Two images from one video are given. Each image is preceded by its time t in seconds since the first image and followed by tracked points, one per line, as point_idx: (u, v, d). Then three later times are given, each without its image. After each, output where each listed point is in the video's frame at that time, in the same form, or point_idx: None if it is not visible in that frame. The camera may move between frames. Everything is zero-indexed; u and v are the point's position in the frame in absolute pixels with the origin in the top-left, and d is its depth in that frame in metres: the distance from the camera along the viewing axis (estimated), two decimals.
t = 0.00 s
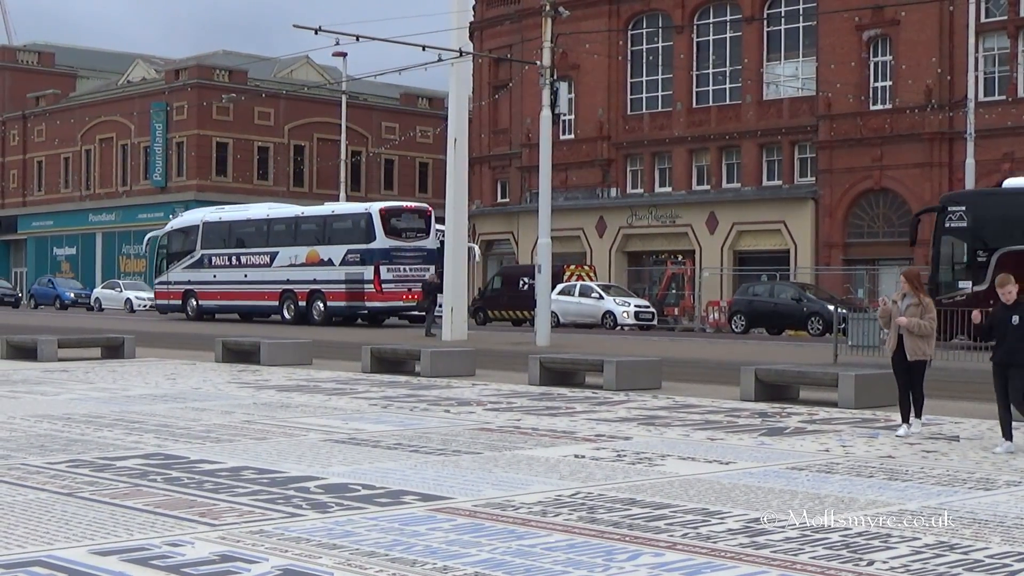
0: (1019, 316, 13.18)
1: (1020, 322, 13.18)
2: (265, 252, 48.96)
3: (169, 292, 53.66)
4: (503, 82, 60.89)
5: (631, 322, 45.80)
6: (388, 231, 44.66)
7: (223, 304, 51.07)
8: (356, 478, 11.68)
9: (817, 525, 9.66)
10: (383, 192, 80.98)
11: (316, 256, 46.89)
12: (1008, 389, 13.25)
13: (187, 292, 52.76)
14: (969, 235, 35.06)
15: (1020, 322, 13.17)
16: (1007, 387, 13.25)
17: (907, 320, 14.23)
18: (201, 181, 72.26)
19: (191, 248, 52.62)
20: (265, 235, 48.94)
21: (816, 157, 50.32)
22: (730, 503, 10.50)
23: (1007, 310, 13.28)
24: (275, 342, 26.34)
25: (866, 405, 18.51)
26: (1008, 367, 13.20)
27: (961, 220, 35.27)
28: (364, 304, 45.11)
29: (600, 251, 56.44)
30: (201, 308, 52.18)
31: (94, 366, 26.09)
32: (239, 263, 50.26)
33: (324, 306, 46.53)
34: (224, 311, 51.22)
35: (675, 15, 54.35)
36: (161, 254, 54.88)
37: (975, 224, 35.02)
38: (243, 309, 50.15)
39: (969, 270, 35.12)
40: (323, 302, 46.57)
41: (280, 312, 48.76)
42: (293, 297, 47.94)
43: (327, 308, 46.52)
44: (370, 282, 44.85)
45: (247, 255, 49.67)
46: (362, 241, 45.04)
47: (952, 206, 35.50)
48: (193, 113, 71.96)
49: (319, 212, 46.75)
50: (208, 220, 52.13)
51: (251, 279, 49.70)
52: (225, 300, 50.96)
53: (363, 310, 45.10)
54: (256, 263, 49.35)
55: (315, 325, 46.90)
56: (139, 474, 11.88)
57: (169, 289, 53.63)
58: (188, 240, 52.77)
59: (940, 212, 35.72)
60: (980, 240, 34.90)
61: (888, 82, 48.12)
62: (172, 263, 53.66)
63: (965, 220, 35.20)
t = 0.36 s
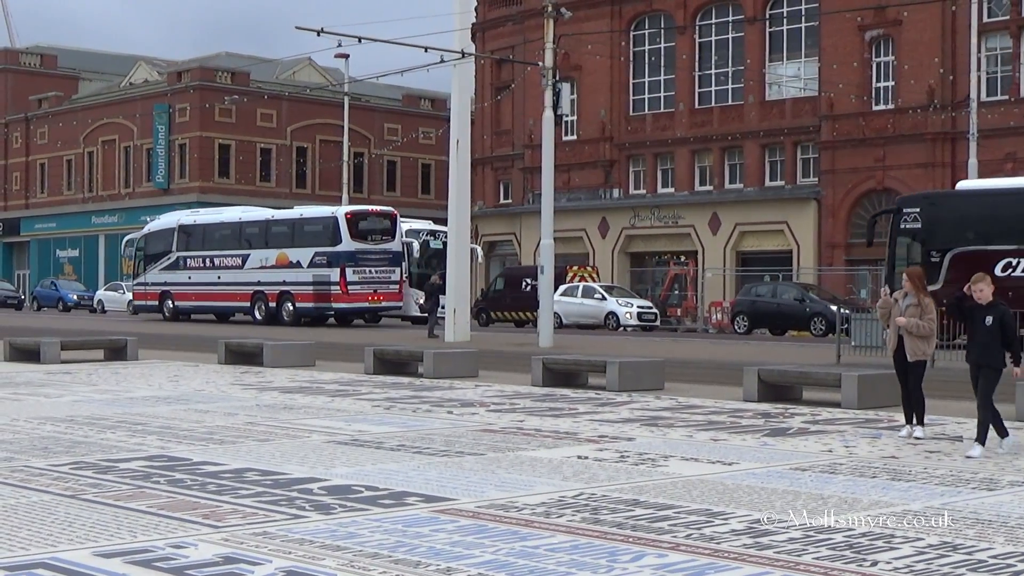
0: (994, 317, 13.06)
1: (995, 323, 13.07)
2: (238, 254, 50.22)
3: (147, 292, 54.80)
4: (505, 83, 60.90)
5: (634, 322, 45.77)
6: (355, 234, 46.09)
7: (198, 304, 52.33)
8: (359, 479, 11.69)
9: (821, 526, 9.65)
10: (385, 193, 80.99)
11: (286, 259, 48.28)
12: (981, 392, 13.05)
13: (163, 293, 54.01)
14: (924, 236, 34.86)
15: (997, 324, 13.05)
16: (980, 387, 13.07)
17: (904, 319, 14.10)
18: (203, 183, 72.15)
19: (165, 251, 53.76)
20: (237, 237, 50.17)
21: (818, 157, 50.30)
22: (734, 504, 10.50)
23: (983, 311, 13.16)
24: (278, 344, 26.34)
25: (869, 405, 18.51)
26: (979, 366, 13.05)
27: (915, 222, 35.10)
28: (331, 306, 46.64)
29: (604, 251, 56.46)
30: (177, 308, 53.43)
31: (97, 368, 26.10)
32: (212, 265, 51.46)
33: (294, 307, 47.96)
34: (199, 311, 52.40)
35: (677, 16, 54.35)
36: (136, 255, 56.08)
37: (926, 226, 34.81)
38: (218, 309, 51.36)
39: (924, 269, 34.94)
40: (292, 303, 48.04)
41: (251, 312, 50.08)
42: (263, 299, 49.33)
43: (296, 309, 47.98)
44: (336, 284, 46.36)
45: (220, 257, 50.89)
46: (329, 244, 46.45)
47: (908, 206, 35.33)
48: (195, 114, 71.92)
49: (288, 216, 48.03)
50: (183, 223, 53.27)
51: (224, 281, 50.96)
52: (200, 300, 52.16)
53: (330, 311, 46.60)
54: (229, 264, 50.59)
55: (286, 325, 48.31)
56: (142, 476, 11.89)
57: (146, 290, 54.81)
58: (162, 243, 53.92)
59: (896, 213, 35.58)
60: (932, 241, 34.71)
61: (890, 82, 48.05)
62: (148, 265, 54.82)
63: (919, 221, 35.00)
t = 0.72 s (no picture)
0: (959, 315, 12.92)
1: (961, 321, 12.90)
2: (209, 256, 50.32)
3: (124, 294, 54.83)
4: (507, 85, 60.89)
5: (636, 324, 45.79)
6: (321, 237, 46.34)
7: (171, 306, 52.40)
8: (361, 481, 11.67)
9: (823, 528, 9.65)
10: (388, 195, 80.95)
11: (255, 261, 48.40)
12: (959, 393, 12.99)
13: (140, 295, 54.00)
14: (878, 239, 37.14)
15: (962, 322, 12.88)
16: (959, 394, 13.01)
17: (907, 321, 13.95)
18: (205, 185, 72.16)
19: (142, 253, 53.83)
20: (209, 240, 50.28)
21: (820, 159, 50.28)
22: (736, 506, 10.50)
23: (951, 310, 13.02)
24: (280, 346, 26.35)
25: (871, 407, 18.51)
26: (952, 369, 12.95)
27: (869, 225, 37.41)
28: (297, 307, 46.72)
29: (605, 253, 56.50)
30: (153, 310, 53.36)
31: (100, 370, 26.08)
32: (186, 267, 51.54)
33: (263, 308, 48.05)
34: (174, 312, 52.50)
35: (679, 17, 54.33)
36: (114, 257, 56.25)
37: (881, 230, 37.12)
38: (193, 310, 51.47)
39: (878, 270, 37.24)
40: (262, 305, 48.11)
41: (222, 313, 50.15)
42: (233, 300, 49.44)
43: (265, 310, 48.06)
44: (303, 285, 46.47)
45: (193, 259, 50.99)
46: (296, 247, 46.65)
47: (862, 210, 37.61)
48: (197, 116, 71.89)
49: (257, 220, 48.28)
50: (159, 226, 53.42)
51: (197, 283, 51.00)
52: (174, 302, 52.26)
53: (296, 312, 46.67)
54: (202, 267, 50.67)
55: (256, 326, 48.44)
56: (145, 478, 11.90)
57: (124, 291, 54.83)
58: (139, 244, 54.07)
59: (852, 216, 37.82)
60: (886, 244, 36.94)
61: (892, 84, 48.03)
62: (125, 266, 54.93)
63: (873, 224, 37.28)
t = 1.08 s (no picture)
0: (924, 316, 12.85)
1: (926, 322, 12.85)
2: (182, 259, 51.91)
3: (102, 295, 56.27)
4: (507, 87, 60.88)
5: (637, 326, 45.77)
6: (287, 240, 47.81)
7: (147, 307, 53.90)
8: (361, 483, 11.68)
9: (824, 530, 9.65)
10: (389, 197, 81.01)
11: (226, 263, 49.90)
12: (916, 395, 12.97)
13: (117, 296, 55.48)
14: (832, 243, 37.21)
15: (926, 323, 12.83)
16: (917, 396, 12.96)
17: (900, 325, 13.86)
18: (206, 187, 72.20)
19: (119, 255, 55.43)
20: (183, 243, 51.85)
21: (821, 161, 50.24)
22: (736, 508, 10.50)
23: (915, 310, 12.97)
24: (281, 348, 26.39)
25: (873, 409, 18.51)
26: (915, 368, 12.92)
27: (824, 229, 37.45)
28: (264, 308, 48.10)
29: (606, 255, 56.53)
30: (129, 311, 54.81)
31: (100, 371, 26.11)
32: (160, 269, 53.12)
33: (233, 309, 49.50)
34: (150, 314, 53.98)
35: (680, 19, 54.32)
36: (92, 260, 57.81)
37: (833, 233, 37.19)
38: (167, 311, 52.95)
39: (831, 275, 37.20)
40: (231, 306, 49.55)
41: (195, 314, 51.66)
42: (205, 301, 50.93)
43: (235, 311, 49.50)
44: (269, 287, 47.86)
45: (167, 262, 52.56)
46: (264, 249, 48.11)
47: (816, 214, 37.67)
48: (198, 118, 71.86)
49: (227, 224, 49.81)
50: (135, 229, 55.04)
51: (171, 284, 52.54)
52: (150, 304, 53.71)
53: (264, 313, 48.13)
54: (176, 269, 52.21)
55: (226, 326, 49.87)
56: (146, 480, 11.90)
57: (102, 293, 56.32)
58: (116, 247, 55.65)
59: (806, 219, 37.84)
60: (839, 248, 37.01)
61: (893, 86, 48.01)
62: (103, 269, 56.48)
63: (827, 228, 37.32)
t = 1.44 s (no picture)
0: (893, 323, 12.67)
1: (895, 329, 12.68)
2: (154, 261, 53.64)
3: (78, 297, 57.78)
4: (507, 89, 60.92)
5: (636, 328, 45.82)
6: (254, 243, 49.49)
7: (121, 308, 55.46)
8: (361, 484, 11.68)
9: (824, 533, 9.64)
10: (388, 199, 81.06)
11: (195, 265, 51.58)
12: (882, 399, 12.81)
13: (92, 298, 57.04)
14: (783, 245, 37.89)
15: (895, 330, 12.67)
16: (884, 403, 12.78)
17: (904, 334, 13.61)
18: (205, 189, 72.25)
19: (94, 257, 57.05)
20: (154, 245, 53.54)
21: (821, 163, 50.24)
22: (735, 511, 10.49)
23: (882, 316, 12.81)
24: (281, 349, 26.36)
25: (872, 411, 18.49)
26: (879, 376, 12.73)
27: (775, 232, 38.12)
28: (232, 309, 49.76)
29: (605, 257, 56.53)
30: (103, 312, 56.40)
31: (100, 373, 26.12)
32: (133, 271, 54.78)
33: (202, 310, 51.18)
34: (124, 314, 55.52)
35: (679, 22, 54.32)
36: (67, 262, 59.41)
37: (784, 235, 37.82)
38: (140, 312, 54.64)
39: (783, 277, 37.94)
40: (200, 307, 51.22)
41: (166, 315, 53.37)
42: (176, 302, 52.57)
43: (204, 312, 51.15)
44: (236, 288, 49.53)
45: (140, 263, 54.23)
46: (231, 252, 49.77)
47: (769, 218, 38.32)
48: (198, 119, 71.84)
49: (197, 226, 51.46)
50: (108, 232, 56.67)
51: (143, 286, 54.24)
52: (123, 305, 55.34)
53: (232, 314, 49.77)
54: (148, 270, 53.90)
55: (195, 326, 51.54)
56: (145, 481, 11.89)
57: (77, 294, 57.86)
58: (91, 250, 57.26)
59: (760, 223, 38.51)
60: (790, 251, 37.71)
61: (892, 88, 48.03)
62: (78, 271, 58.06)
63: (779, 232, 37.97)
